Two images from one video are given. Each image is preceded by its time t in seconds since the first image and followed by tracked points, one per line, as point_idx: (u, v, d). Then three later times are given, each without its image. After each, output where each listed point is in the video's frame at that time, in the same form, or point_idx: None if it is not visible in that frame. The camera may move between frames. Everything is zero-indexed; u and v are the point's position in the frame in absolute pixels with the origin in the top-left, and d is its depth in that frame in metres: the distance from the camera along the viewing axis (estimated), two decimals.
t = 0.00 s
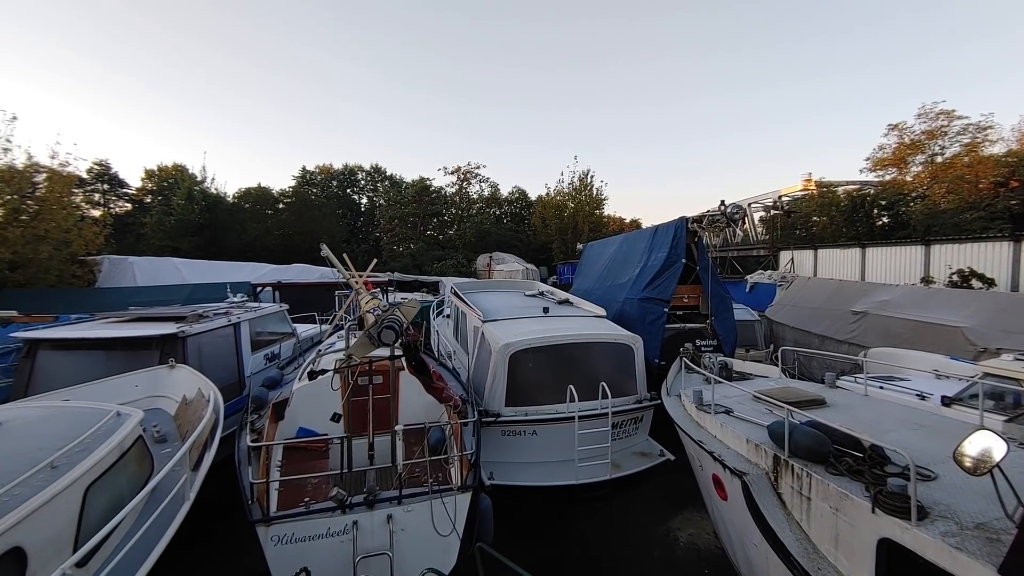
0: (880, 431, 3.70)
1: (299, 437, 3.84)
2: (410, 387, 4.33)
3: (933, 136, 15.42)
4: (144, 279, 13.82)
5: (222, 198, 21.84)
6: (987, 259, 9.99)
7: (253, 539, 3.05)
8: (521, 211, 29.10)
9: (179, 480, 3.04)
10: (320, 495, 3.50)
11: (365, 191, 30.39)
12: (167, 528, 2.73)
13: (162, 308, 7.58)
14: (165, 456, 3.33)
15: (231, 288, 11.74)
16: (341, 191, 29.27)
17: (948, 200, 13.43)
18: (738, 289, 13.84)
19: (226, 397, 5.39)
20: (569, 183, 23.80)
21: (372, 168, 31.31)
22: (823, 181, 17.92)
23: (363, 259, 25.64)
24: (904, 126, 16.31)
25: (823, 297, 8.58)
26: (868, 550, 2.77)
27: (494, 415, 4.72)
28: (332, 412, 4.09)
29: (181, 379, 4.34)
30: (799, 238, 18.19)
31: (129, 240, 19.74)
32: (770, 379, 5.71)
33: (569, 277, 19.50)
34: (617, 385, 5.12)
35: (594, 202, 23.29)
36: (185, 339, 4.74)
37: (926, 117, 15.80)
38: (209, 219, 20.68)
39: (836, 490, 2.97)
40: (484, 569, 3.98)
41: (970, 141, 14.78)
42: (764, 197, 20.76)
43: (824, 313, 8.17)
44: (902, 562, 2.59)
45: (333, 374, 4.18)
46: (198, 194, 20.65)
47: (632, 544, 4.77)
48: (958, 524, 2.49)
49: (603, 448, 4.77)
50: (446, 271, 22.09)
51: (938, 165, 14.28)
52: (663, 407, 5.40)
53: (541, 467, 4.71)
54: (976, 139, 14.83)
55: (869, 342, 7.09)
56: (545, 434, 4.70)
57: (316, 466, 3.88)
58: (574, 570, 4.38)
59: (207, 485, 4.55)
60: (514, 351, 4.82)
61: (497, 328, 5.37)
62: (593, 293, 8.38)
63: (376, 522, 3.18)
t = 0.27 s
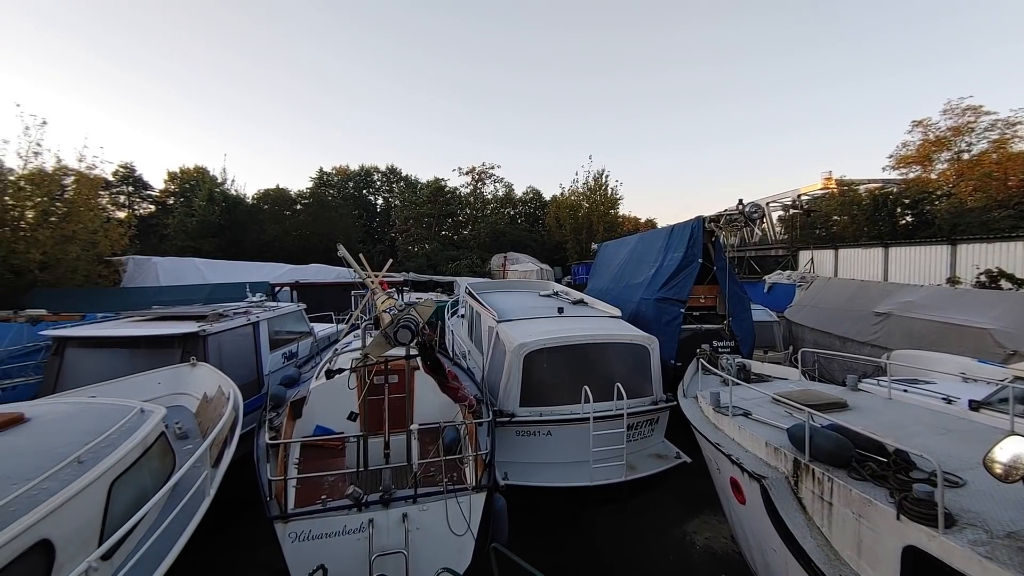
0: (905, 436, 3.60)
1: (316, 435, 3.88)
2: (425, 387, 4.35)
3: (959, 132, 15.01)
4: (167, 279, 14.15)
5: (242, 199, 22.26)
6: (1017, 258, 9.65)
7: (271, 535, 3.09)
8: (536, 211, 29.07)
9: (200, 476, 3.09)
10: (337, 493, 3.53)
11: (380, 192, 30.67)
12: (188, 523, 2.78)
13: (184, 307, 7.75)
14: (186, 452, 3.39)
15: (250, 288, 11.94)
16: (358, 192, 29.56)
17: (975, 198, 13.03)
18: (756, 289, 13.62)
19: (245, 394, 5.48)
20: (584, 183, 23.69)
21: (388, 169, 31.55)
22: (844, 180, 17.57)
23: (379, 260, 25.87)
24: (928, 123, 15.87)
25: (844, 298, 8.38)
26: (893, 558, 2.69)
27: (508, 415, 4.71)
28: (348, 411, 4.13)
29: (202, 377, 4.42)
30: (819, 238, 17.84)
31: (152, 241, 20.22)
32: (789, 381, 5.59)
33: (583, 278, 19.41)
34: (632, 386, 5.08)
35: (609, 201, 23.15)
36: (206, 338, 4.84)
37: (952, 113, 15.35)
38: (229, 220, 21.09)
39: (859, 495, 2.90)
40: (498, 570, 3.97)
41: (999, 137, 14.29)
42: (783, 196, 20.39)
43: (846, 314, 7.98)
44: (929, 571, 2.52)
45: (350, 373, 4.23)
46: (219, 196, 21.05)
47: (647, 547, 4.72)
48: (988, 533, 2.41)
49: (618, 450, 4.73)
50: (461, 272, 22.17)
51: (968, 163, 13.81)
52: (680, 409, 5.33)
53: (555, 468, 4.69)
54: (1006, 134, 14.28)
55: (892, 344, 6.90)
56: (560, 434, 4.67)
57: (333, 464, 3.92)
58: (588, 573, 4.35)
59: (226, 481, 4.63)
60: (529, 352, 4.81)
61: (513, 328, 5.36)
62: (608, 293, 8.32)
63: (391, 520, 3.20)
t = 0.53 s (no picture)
0: (930, 440, 3.50)
1: (333, 433, 3.92)
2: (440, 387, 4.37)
3: (987, 127, 13.93)
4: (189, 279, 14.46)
5: (261, 200, 22.64)
6: None
7: (289, 531, 3.13)
8: (550, 211, 29.02)
9: (220, 473, 3.15)
10: (353, 490, 3.57)
11: (396, 192, 30.89)
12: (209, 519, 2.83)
13: (205, 306, 7.92)
14: (207, 449, 3.46)
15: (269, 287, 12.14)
16: (374, 193, 29.83)
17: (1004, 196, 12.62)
18: (775, 290, 13.39)
19: (264, 392, 5.58)
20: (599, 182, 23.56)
21: (404, 169, 31.76)
22: (866, 177, 17.20)
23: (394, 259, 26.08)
24: (954, 118, 15.43)
25: (866, 299, 8.19)
26: (917, 566, 2.62)
27: (522, 415, 4.71)
28: (364, 409, 4.17)
29: (222, 375, 4.51)
30: (840, 237, 17.47)
31: (175, 241, 20.70)
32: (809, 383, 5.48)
33: (598, 278, 19.29)
34: (648, 387, 5.03)
35: (624, 201, 22.98)
36: (226, 336, 4.93)
37: (979, 108, 14.90)
38: (249, 221, 21.47)
39: (882, 502, 2.83)
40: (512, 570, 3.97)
41: None
42: (803, 194, 20.01)
43: (867, 315, 7.80)
44: None
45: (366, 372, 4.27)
46: (238, 197, 21.45)
47: (662, 550, 4.67)
48: (1018, 542, 2.32)
49: (633, 451, 4.69)
50: (475, 271, 22.23)
51: (995, 158, 13.21)
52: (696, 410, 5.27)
53: (570, 469, 4.67)
54: None
55: (916, 346, 6.72)
56: (574, 435, 4.64)
57: (349, 462, 3.96)
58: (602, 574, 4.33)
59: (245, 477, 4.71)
60: (543, 352, 4.80)
61: (527, 328, 5.36)
62: (623, 293, 8.27)
63: (406, 518, 3.22)
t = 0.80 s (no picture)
0: (956, 445, 3.41)
1: (349, 431, 3.97)
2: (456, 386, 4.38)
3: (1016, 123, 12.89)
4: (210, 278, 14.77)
5: (279, 201, 23.00)
6: None
7: (306, 527, 3.16)
8: (564, 211, 28.94)
9: (240, 469, 3.20)
10: (369, 488, 3.60)
11: (411, 192, 31.08)
12: (229, 516, 2.88)
13: (226, 305, 8.07)
14: (227, 445, 3.52)
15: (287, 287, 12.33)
16: (389, 193, 30.08)
17: None
18: (794, 291, 13.15)
19: (282, 390, 5.66)
20: (614, 181, 23.40)
21: (419, 170, 31.95)
22: (889, 175, 16.80)
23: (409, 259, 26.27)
24: (982, 114, 14.99)
25: (889, 299, 7.99)
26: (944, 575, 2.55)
27: (537, 415, 4.70)
28: (380, 408, 4.21)
29: (242, 372, 4.59)
30: (861, 237, 17.08)
31: (196, 242, 21.17)
32: (830, 386, 5.37)
33: (613, 277, 19.17)
34: (664, 388, 4.98)
35: (640, 200, 22.80)
36: (246, 335, 5.02)
37: (1008, 103, 14.44)
38: (267, 222, 21.83)
39: (907, 507, 2.76)
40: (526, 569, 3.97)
41: None
42: (823, 193, 19.62)
43: (890, 317, 7.60)
44: None
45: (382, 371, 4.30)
46: (257, 198, 21.84)
47: (678, 552, 4.63)
48: None
49: (649, 452, 4.65)
50: (490, 271, 22.27)
51: None
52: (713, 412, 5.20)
53: (584, 469, 4.65)
54: None
55: (941, 348, 6.54)
56: (589, 435, 4.62)
57: (365, 460, 4.00)
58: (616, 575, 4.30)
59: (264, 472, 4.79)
60: (558, 352, 4.78)
61: (542, 328, 5.34)
62: (639, 293, 8.20)
63: (422, 517, 3.24)
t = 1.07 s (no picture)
0: (986, 450, 3.30)
1: (367, 429, 4.01)
2: (471, 385, 4.40)
3: None
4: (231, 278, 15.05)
5: (297, 202, 23.37)
6: None
7: (325, 523, 3.20)
8: (580, 210, 28.83)
9: (261, 465, 3.26)
10: (386, 485, 3.63)
11: (426, 193, 31.26)
12: (249, 511, 2.94)
13: (246, 304, 8.23)
14: (248, 442, 3.59)
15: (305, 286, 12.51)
16: (405, 194, 30.31)
17: None
18: (814, 291, 12.90)
19: (300, 388, 5.74)
20: (629, 181, 23.23)
21: (434, 171, 32.12)
22: (913, 173, 16.37)
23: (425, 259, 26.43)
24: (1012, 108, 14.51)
25: (914, 300, 7.77)
26: None
27: (552, 415, 4.69)
28: (396, 406, 4.25)
29: (262, 370, 4.67)
30: (885, 236, 16.67)
31: (218, 242, 21.62)
32: (852, 388, 5.25)
33: (628, 278, 19.03)
34: (680, 389, 4.92)
35: (656, 200, 22.59)
36: (265, 333, 5.10)
37: None
38: (286, 222, 22.19)
39: (934, 514, 2.68)
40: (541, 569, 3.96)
41: None
42: (844, 191, 19.20)
43: (915, 318, 7.41)
44: None
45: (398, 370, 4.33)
46: (276, 199, 22.22)
47: (695, 555, 4.57)
48: None
49: (665, 454, 4.60)
50: (505, 271, 22.29)
51: None
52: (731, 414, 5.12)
53: (600, 470, 4.62)
54: None
55: (969, 350, 6.35)
56: (604, 436, 4.59)
57: (382, 458, 4.04)
58: None
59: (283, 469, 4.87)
60: (573, 352, 4.76)
61: (557, 327, 5.32)
62: (655, 293, 8.12)
63: (438, 515, 3.26)
